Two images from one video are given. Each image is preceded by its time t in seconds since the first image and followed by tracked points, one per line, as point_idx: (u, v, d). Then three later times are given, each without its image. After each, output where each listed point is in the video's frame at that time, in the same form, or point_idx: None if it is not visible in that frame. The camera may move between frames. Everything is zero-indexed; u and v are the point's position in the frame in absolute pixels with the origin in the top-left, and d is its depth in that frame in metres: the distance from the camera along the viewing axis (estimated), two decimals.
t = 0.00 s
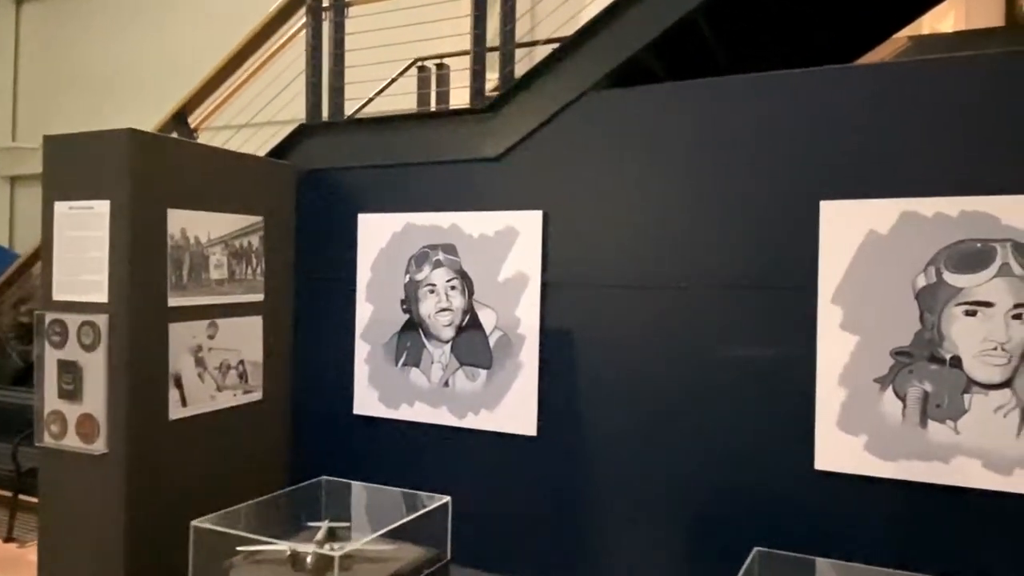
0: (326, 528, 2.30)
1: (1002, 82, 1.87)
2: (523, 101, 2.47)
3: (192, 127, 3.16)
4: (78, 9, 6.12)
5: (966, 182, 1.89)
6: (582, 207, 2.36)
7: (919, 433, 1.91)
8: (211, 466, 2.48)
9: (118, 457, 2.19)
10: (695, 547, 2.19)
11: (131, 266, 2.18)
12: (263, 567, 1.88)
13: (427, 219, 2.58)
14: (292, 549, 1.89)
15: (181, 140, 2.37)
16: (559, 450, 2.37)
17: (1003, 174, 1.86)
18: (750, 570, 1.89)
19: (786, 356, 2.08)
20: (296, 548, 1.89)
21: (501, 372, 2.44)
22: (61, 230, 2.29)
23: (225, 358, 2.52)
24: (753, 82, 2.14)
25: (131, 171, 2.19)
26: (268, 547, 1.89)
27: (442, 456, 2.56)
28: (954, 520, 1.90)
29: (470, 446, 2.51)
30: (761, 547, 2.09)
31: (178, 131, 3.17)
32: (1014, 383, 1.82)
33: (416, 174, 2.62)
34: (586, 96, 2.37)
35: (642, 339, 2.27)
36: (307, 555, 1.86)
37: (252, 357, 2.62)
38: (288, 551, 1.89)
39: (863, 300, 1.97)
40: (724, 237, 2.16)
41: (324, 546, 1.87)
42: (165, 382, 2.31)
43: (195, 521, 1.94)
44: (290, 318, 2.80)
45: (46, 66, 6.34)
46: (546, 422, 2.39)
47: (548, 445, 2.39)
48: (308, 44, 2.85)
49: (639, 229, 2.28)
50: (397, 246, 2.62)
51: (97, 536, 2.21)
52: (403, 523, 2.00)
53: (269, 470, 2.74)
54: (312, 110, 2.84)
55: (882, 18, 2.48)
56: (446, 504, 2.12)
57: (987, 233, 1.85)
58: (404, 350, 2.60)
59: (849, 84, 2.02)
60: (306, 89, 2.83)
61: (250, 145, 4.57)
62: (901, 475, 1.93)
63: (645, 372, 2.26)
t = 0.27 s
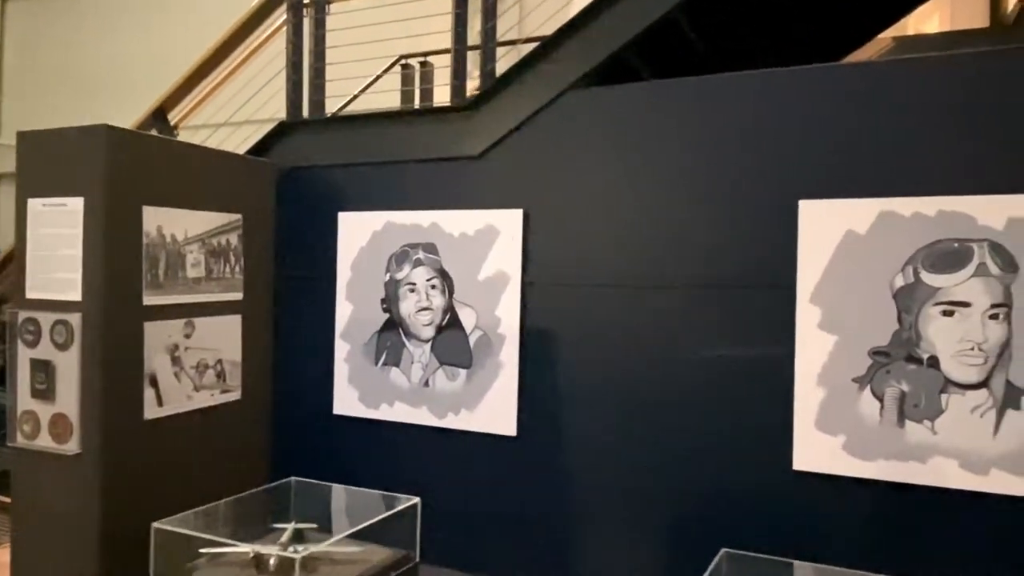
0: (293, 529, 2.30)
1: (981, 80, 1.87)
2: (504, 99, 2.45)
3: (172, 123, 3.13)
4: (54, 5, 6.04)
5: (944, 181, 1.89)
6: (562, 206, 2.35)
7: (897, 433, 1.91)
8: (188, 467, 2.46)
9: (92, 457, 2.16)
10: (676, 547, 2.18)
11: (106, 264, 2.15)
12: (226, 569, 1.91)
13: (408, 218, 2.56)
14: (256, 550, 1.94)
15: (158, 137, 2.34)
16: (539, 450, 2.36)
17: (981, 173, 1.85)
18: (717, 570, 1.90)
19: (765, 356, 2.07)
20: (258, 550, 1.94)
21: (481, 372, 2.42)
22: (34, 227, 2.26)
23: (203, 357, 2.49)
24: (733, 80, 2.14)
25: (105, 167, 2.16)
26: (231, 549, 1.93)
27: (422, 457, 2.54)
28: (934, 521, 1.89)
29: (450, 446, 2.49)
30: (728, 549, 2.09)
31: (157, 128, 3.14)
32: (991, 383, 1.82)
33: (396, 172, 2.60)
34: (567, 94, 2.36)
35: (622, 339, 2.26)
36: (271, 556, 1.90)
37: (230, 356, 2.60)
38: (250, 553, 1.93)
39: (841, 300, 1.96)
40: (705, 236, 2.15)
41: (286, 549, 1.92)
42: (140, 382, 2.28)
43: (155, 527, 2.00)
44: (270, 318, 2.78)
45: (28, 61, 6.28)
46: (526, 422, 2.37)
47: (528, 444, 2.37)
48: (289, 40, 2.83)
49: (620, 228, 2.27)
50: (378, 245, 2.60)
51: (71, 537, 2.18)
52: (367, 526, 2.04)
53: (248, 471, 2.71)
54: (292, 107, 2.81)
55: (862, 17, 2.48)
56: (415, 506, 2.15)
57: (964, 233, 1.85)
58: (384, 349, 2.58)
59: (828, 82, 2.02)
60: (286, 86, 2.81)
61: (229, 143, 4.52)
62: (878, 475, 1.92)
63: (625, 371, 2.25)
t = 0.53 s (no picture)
0: (261, 532, 2.31)
1: (956, 83, 1.87)
2: (482, 99, 2.44)
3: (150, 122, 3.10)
4: (31, 0, 5.94)
5: (919, 184, 1.89)
6: (540, 206, 2.34)
7: (872, 435, 1.91)
8: (162, 469, 2.43)
9: (62, 459, 2.13)
10: (654, 549, 2.18)
11: (77, 263, 2.12)
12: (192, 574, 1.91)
13: (386, 218, 2.54)
14: (221, 555, 1.92)
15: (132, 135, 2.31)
16: (516, 452, 2.35)
17: (956, 176, 1.86)
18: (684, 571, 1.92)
19: (742, 357, 2.07)
20: (223, 554, 1.92)
21: (459, 373, 2.41)
22: (5, 225, 2.22)
23: (177, 358, 2.46)
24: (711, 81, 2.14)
25: (77, 165, 2.13)
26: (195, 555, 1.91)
27: (400, 458, 2.53)
28: (909, 522, 1.90)
29: (428, 448, 2.48)
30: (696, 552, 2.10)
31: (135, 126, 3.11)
32: (964, 385, 1.83)
33: (375, 172, 2.58)
34: (546, 95, 2.35)
35: (599, 340, 2.25)
36: (234, 562, 1.90)
37: (206, 356, 2.57)
38: (214, 558, 1.91)
39: (817, 302, 1.97)
40: (684, 237, 2.15)
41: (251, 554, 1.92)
42: (113, 383, 2.25)
43: (120, 531, 1.98)
44: (247, 318, 2.75)
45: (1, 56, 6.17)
46: (504, 424, 2.36)
47: (505, 446, 2.36)
48: (268, 39, 2.80)
49: (599, 229, 2.26)
50: (356, 245, 2.58)
51: (41, 540, 2.15)
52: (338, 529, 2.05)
53: (225, 473, 2.69)
54: (271, 106, 2.79)
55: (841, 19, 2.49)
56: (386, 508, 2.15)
57: (938, 236, 1.85)
58: (362, 350, 2.57)
59: (805, 84, 2.02)
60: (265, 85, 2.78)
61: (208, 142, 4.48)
62: (853, 477, 1.93)
63: (602, 372, 2.24)
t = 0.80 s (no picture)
0: (232, 533, 2.26)
1: (930, 86, 1.89)
2: (461, 98, 2.43)
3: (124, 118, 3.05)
4: None
5: (892, 185, 1.91)
6: (519, 206, 2.33)
7: (845, 434, 1.93)
8: (134, 470, 2.39)
9: (33, 461, 2.09)
10: (632, 549, 2.18)
11: (48, 261, 2.09)
12: None
13: (364, 217, 2.52)
14: (190, 557, 1.91)
15: (106, 131, 2.28)
16: (494, 452, 2.34)
17: (929, 177, 1.88)
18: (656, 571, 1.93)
19: (718, 356, 2.08)
20: (192, 556, 1.91)
21: (437, 373, 2.40)
22: None
23: (151, 357, 2.43)
24: (689, 82, 2.14)
25: (49, 162, 2.09)
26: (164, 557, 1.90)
27: (377, 458, 2.51)
28: (882, 521, 1.92)
29: (406, 448, 2.47)
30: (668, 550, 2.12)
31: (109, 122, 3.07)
32: (936, 384, 1.84)
33: (353, 170, 2.57)
34: (525, 94, 2.35)
35: (577, 339, 2.25)
36: (203, 564, 1.89)
37: (180, 356, 2.54)
38: (184, 560, 1.91)
39: (792, 303, 1.99)
40: (661, 237, 2.16)
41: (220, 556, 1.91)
42: (84, 383, 2.22)
43: (86, 532, 1.95)
44: (223, 317, 2.72)
45: None
46: (482, 424, 2.35)
47: (483, 445, 2.36)
48: (246, 36, 2.77)
49: (577, 229, 2.26)
50: (333, 244, 2.57)
51: (10, 542, 2.12)
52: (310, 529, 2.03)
53: (200, 474, 2.65)
54: (248, 103, 2.76)
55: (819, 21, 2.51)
56: (359, 510, 2.14)
57: (911, 237, 1.87)
58: (339, 350, 2.55)
59: (782, 86, 2.03)
60: (242, 82, 2.76)
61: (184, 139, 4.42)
62: (828, 476, 1.94)
63: (580, 372, 2.24)
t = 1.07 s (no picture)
0: (199, 535, 2.25)
1: (897, 89, 1.92)
2: (436, 96, 2.42)
3: (92, 113, 3.00)
4: None
5: (860, 187, 1.94)
6: (494, 205, 2.33)
7: (814, 432, 1.95)
8: (101, 471, 2.35)
9: None
10: (605, 547, 2.19)
11: (11, 258, 2.04)
12: None
13: (337, 215, 2.51)
14: (156, 559, 1.88)
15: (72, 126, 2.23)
16: (468, 451, 2.33)
17: (897, 179, 1.91)
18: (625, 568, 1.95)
19: (691, 356, 2.09)
20: (157, 558, 1.88)
21: (410, 372, 2.39)
22: None
23: (118, 357, 2.39)
24: (663, 83, 2.16)
25: (12, 157, 2.05)
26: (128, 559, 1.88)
27: (350, 458, 2.49)
28: (850, 517, 1.94)
29: (379, 448, 2.45)
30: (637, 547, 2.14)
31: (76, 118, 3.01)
32: (902, 384, 1.87)
33: (326, 168, 2.55)
34: (499, 93, 2.34)
35: (551, 339, 2.25)
36: (168, 565, 1.86)
37: (148, 355, 2.50)
38: (149, 561, 1.88)
39: (763, 303, 2.01)
40: (635, 237, 2.17)
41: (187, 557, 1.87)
42: (49, 383, 2.17)
43: (47, 535, 1.91)
44: (193, 316, 2.68)
45: None
46: (456, 423, 2.35)
47: (456, 445, 2.35)
48: (218, 31, 2.75)
49: (551, 228, 2.26)
50: (306, 242, 2.54)
51: None
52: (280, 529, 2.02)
53: (168, 475, 2.61)
54: (219, 99, 2.73)
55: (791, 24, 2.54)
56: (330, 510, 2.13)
57: (879, 239, 1.90)
58: (311, 349, 2.53)
59: (755, 88, 2.05)
60: (213, 78, 2.72)
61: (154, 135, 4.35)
62: (797, 474, 1.97)
63: (554, 371, 2.25)
